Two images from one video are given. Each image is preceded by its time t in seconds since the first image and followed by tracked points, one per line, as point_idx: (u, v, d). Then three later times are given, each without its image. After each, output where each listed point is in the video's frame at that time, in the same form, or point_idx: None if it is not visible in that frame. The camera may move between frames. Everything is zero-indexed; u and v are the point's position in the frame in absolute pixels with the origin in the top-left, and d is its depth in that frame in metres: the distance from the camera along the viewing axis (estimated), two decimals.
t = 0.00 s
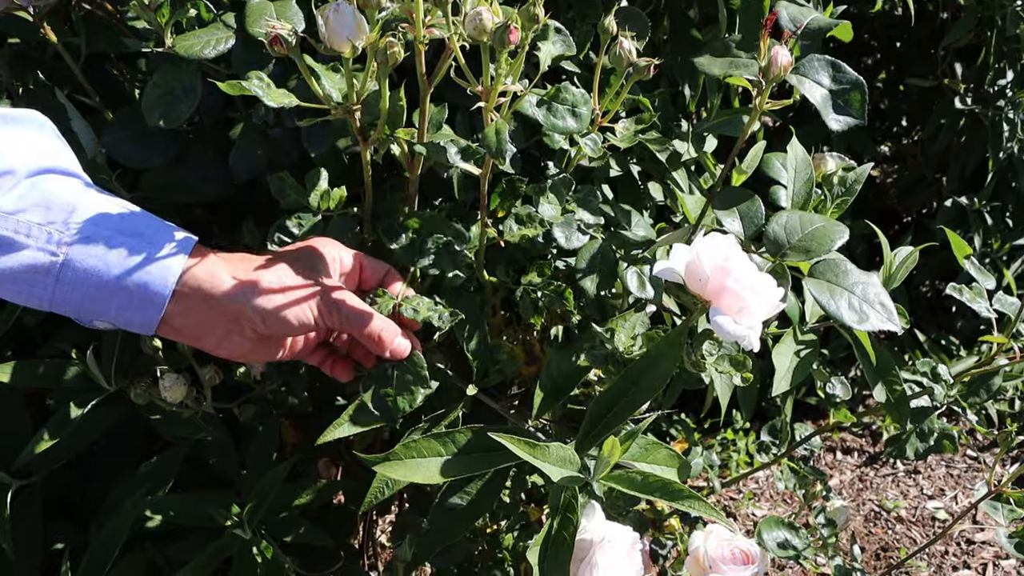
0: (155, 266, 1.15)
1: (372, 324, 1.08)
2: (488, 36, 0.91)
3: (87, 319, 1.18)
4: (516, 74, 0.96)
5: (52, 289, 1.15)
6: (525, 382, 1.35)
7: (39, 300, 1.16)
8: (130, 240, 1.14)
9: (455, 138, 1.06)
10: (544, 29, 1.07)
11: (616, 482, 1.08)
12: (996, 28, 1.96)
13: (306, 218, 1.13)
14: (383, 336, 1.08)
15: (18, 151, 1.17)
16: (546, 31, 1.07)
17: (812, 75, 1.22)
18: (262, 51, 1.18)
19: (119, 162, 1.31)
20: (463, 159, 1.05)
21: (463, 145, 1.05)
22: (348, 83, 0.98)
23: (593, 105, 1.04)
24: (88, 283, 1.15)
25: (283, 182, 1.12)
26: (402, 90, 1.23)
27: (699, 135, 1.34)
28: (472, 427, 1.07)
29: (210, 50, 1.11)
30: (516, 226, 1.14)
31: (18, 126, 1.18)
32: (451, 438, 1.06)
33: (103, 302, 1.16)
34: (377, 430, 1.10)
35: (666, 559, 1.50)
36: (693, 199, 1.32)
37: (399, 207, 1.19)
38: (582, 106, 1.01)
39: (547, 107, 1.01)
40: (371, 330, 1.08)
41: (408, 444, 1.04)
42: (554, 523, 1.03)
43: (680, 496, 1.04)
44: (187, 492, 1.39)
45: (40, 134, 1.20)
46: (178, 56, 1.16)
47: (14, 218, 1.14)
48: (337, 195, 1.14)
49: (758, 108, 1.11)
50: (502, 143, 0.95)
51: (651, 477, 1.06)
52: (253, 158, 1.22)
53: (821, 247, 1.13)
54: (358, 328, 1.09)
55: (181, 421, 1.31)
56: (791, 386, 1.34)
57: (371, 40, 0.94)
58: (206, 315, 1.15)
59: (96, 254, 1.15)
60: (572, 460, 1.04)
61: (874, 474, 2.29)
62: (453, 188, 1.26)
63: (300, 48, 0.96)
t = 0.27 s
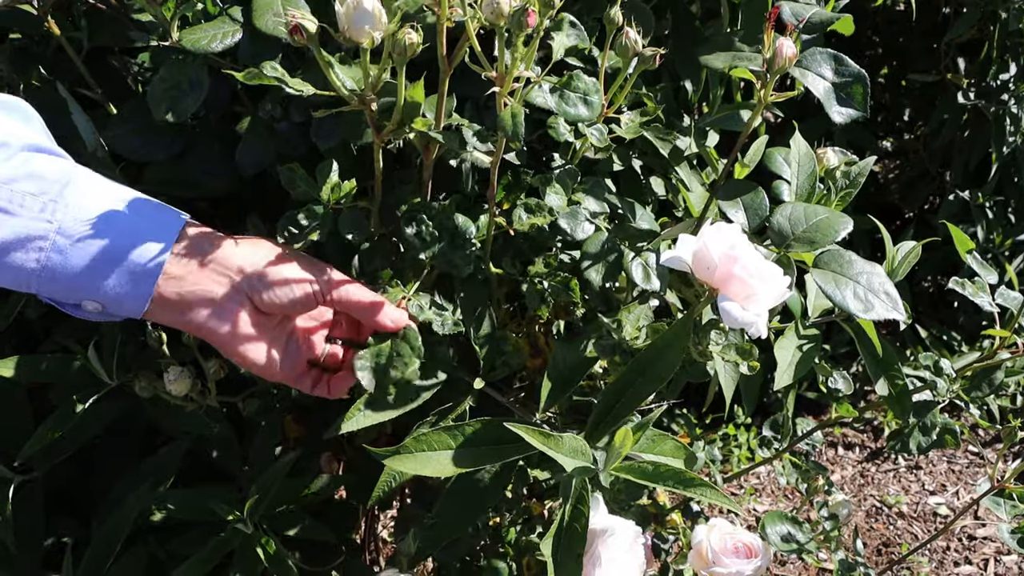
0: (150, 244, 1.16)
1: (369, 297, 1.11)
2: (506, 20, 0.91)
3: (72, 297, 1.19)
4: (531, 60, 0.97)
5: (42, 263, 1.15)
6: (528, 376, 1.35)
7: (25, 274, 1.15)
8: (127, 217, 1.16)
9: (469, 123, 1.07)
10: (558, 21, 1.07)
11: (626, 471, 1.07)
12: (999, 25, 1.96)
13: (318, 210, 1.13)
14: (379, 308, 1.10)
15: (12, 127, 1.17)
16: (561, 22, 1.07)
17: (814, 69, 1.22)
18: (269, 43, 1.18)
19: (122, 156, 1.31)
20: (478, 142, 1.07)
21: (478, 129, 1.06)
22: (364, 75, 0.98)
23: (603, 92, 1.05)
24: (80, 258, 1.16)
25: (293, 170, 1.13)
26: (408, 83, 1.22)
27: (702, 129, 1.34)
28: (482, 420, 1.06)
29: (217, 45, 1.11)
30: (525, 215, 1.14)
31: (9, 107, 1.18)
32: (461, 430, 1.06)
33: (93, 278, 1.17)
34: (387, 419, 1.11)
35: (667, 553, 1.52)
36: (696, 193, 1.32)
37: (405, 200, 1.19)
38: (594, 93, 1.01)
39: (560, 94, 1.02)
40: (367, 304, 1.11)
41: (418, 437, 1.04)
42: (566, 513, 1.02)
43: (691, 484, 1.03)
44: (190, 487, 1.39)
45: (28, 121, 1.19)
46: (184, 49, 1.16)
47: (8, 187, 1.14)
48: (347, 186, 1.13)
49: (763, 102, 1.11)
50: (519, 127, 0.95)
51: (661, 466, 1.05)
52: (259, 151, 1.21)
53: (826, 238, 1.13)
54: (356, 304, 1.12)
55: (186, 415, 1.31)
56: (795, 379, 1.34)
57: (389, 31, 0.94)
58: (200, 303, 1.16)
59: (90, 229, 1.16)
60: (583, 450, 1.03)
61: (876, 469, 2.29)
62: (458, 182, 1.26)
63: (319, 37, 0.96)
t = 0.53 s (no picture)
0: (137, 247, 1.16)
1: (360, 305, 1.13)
2: (497, 28, 0.90)
3: (63, 301, 1.19)
4: (525, 67, 0.96)
5: (30, 268, 1.15)
6: (529, 376, 1.35)
7: (14, 278, 1.16)
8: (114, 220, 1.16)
9: (466, 129, 1.08)
10: (555, 25, 1.07)
11: (624, 475, 1.07)
12: (1001, 22, 1.95)
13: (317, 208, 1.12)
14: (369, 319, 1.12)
15: None
16: (558, 26, 1.07)
17: (819, 71, 1.22)
18: (269, 43, 1.17)
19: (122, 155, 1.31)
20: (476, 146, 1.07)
21: (476, 133, 1.07)
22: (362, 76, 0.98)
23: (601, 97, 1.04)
24: (67, 263, 1.16)
25: (293, 170, 1.14)
26: (408, 82, 1.22)
27: (702, 128, 1.34)
28: (479, 421, 1.06)
29: (216, 43, 1.11)
30: (524, 218, 1.14)
31: None
32: (458, 432, 1.06)
33: (81, 282, 1.17)
34: (385, 420, 1.11)
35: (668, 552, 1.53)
36: (697, 193, 1.31)
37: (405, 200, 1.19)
38: (591, 99, 1.01)
39: (555, 100, 1.01)
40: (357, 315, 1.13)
41: (415, 438, 1.04)
42: (561, 516, 1.03)
43: (688, 489, 1.03)
44: (190, 487, 1.39)
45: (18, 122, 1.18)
46: (183, 48, 1.15)
47: None
48: (347, 186, 1.14)
49: (765, 104, 1.10)
50: (512, 135, 0.95)
51: (659, 470, 1.06)
52: (259, 151, 1.21)
53: (828, 242, 1.12)
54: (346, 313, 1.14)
55: (185, 415, 1.31)
56: (796, 380, 1.34)
57: (387, 31, 0.93)
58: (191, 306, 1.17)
59: (77, 232, 1.16)
60: (579, 453, 1.04)
61: (878, 468, 2.29)
62: (458, 181, 1.26)
63: (316, 38, 0.96)
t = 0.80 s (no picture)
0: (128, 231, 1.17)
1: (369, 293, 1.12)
2: (496, 15, 0.90)
3: (56, 289, 1.20)
4: (523, 55, 0.96)
5: (21, 253, 1.16)
6: (528, 371, 1.35)
7: (5, 264, 1.17)
8: (104, 204, 1.17)
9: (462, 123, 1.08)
10: (553, 15, 1.07)
11: (626, 468, 1.07)
12: (1001, 19, 1.95)
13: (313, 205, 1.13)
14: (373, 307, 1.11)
15: None
16: (556, 16, 1.07)
17: (815, 62, 1.22)
18: (267, 37, 1.17)
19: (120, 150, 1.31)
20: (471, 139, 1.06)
21: (472, 128, 1.07)
22: (358, 69, 0.98)
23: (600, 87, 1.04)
24: (58, 248, 1.17)
25: (290, 170, 1.14)
26: (407, 77, 1.22)
27: (702, 122, 1.35)
28: (481, 415, 1.06)
29: (214, 39, 1.11)
30: (522, 211, 1.13)
31: None
32: (458, 425, 1.06)
33: (73, 267, 1.17)
34: (383, 415, 1.10)
35: (668, 549, 1.53)
36: (697, 188, 1.31)
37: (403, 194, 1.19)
38: (589, 89, 1.00)
39: (554, 89, 1.01)
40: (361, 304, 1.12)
41: (416, 431, 1.04)
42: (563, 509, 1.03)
43: (690, 481, 1.03)
44: (190, 483, 1.39)
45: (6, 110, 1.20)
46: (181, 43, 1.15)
47: None
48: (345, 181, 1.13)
49: (764, 95, 1.10)
50: (511, 122, 0.95)
51: (661, 462, 1.05)
52: (258, 146, 1.21)
53: (827, 232, 1.12)
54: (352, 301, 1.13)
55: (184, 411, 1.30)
56: (797, 375, 1.34)
57: (382, 26, 0.93)
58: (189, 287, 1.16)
59: (67, 217, 1.17)
60: (581, 446, 1.03)
61: (878, 465, 2.29)
62: (457, 176, 1.26)
63: (311, 33, 0.96)
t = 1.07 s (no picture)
0: (133, 207, 1.15)
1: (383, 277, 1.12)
2: (499, 22, 0.90)
3: (57, 268, 1.17)
4: (527, 60, 0.95)
5: (22, 227, 1.13)
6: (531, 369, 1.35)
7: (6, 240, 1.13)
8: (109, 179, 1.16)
9: (463, 126, 1.07)
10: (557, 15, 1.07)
11: (625, 469, 1.08)
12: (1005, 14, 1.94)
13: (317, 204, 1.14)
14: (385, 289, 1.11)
15: None
16: (559, 18, 1.07)
17: (823, 60, 1.21)
18: (269, 33, 1.17)
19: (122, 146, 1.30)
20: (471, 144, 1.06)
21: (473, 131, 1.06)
22: (361, 68, 0.97)
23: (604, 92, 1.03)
24: (61, 222, 1.15)
25: (290, 170, 1.13)
26: (409, 74, 1.21)
27: (706, 119, 1.34)
28: (480, 415, 1.06)
29: (216, 33, 1.10)
30: (524, 213, 1.14)
31: None
32: (457, 425, 1.05)
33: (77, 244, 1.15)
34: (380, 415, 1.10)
35: (671, 545, 1.53)
36: (700, 183, 1.31)
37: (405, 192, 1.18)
38: (593, 94, 1.00)
39: (558, 95, 1.01)
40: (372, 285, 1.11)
41: (415, 430, 1.04)
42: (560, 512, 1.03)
43: (687, 484, 1.03)
44: (192, 480, 1.39)
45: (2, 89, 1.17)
46: (183, 39, 1.15)
47: None
48: (346, 180, 1.15)
49: (768, 95, 1.10)
50: (512, 132, 0.94)
51: (659, 464, 1.05)
52: (260, 143, 1.20)
53: (832, 234, 1.12)
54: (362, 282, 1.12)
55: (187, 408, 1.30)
56: (799, 373, 1.33)
57: (384, 26, 0.93)
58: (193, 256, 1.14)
59: (70, 191, 1.15)
60: (577, 447, 1.04)
61: (881, 461, 2.29)
62: (460, 174, 1.25)
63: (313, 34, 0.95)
